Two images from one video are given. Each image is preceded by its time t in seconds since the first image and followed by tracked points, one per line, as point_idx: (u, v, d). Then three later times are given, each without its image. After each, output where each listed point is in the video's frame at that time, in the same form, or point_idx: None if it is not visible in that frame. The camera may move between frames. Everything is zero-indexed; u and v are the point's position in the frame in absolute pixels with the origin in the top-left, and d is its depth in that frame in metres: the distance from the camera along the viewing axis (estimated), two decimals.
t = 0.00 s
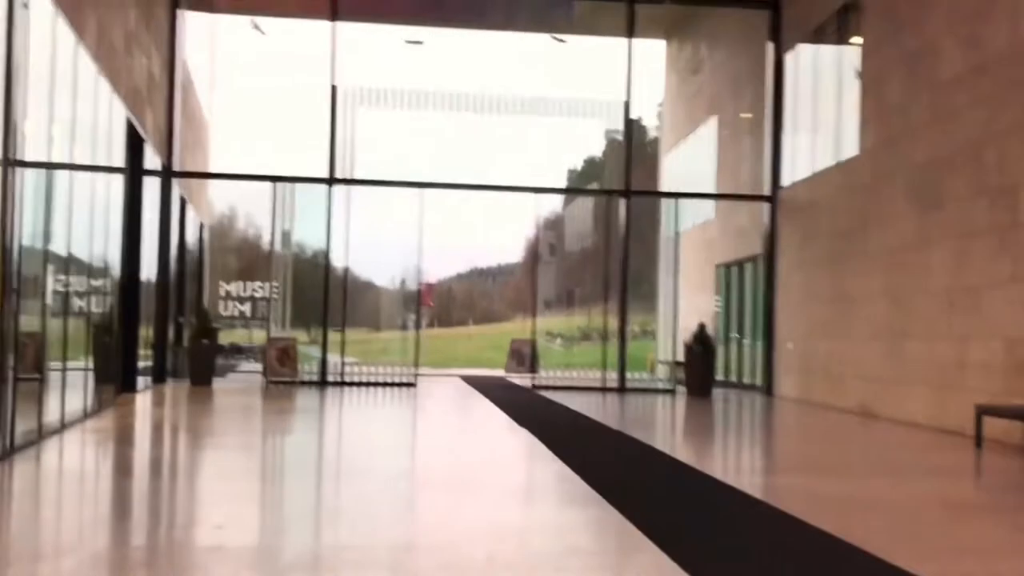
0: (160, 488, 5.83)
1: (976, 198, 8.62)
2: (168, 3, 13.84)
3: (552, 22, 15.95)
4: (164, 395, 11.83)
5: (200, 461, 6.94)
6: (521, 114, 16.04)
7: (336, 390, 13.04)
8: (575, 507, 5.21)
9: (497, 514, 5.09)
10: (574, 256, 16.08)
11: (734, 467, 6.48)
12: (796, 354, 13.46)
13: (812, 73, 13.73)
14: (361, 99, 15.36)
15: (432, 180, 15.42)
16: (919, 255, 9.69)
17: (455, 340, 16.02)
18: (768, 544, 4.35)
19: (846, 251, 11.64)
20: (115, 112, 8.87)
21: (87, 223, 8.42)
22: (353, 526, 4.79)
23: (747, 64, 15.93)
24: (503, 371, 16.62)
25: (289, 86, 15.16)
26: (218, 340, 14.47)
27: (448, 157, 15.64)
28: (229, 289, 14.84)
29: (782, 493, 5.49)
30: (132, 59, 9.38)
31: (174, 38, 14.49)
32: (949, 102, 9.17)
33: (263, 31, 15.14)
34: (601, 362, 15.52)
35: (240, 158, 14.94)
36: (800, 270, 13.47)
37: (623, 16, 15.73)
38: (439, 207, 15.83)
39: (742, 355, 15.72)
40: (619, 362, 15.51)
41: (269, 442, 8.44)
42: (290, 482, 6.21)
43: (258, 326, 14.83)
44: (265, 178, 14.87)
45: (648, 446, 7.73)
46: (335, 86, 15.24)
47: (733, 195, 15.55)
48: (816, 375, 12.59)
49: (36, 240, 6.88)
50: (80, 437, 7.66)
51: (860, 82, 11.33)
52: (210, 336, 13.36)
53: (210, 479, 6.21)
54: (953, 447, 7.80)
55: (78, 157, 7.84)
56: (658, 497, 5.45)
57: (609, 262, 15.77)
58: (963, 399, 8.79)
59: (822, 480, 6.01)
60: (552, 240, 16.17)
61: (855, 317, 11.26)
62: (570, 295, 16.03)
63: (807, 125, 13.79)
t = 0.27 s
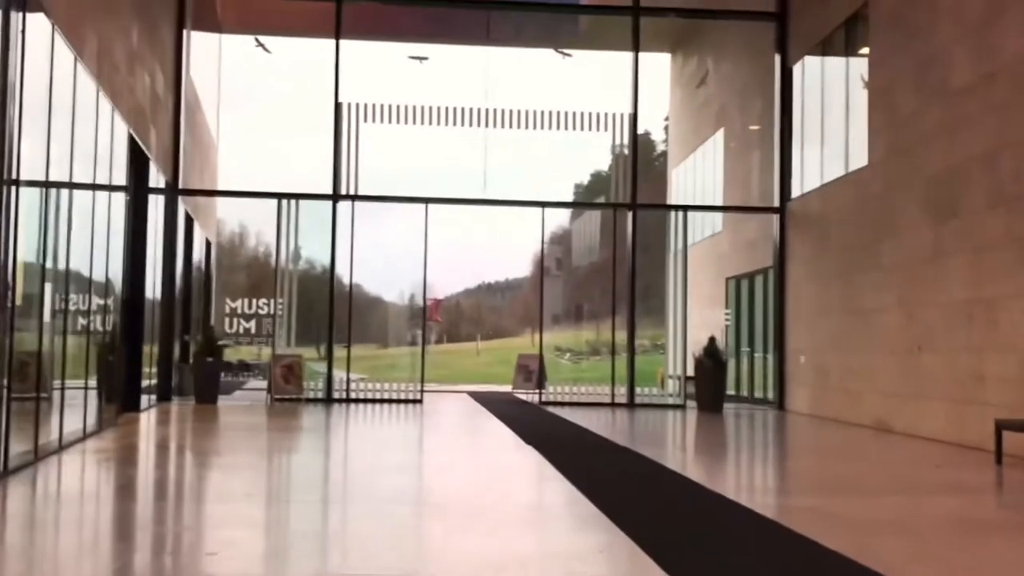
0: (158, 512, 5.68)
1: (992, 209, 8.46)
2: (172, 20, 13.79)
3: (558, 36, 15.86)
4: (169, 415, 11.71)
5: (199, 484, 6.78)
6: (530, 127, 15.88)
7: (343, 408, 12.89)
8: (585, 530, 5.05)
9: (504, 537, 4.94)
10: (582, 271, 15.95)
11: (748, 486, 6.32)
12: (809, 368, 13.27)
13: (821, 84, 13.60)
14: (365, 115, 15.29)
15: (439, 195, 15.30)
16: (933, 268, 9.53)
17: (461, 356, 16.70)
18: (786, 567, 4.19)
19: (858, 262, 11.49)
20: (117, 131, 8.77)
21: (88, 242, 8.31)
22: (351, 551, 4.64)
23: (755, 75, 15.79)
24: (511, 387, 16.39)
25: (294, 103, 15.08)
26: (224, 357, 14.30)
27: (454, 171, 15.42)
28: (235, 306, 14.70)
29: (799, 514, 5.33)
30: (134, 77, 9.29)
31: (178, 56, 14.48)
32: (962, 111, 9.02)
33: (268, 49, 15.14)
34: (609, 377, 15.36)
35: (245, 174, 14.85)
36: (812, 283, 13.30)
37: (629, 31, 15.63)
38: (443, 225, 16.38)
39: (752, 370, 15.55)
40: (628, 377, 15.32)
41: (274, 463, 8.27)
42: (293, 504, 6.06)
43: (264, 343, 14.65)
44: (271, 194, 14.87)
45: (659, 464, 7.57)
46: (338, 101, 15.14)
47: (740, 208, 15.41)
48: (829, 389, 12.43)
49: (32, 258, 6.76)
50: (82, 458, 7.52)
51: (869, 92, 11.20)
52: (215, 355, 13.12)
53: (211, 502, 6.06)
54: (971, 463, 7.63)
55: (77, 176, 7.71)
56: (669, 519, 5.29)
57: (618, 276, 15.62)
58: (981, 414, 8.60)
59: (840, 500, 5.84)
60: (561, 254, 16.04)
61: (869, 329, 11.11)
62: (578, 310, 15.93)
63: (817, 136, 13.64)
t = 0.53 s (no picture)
0: (151, 528, 5.54)
1: (1005, 211, 8.30)
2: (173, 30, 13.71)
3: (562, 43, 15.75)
4: (171, 428, 11.59)
5: (195, 498, 6.65)
6: (535, 135, 15.66)
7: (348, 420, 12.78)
8: (590, 545, 4.90)
9: (505, 553, 4.78)
10: (589, 281, 15.82)
11: (758, 496, 6.15)
12: (819, 375, 13.11)
13: (828, 89, 13.47)
14: (368, 124, 15.15)
15: (443, 204, 15.16)
16: (945, 272, 9.36)
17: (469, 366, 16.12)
18: None
19: (868, 268, 11.34)
20: (115, 141, 8.66)
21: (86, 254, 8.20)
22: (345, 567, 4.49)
23: (761, 81, 15.66)
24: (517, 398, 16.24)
25: (296, 113, 14.99)
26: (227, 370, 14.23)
27: (458, 179, 15.26)
28: (237, 319, 14.60)
29: (811, 525, 5.16)
30: (132, 86, 9.19)
31: (179, 67, 14.40)
32: (973, 112, 8.86)
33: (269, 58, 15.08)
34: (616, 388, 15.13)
35: (248, 185, 14.76)
36: (821, 290, 13.14)
37: (633, 38, 15.52)
38: (446, 235, 16.05)
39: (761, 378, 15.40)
40: (635, 387, 15.19)
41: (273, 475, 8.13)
42: (289, 519, 5.92)
43: (265, 357, 14.56)
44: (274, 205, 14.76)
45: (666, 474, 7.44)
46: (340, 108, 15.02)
47: (747, 215, 15.30)
48: (839, 397, 12.26)
49: (26, 270, 6.65)
50: (77, 472, 7.39)
51: (878, 95, 11.04)
52: (217, 367, 13.07)
53: (207, 517, 5.92)
54: (987, 472, 7.44)
55: (73, 188, 7.59)
56: (676, 532, 5.13)
57: (624, 285, 15.51)
58: (995, 420, 8.43)
59: (853, 510, 5.67)
60: (568, 264, 15.97)
61: (879, 336, 10.94)
62: (585, 319, 15.77)
63: (824, 141, 13.48)
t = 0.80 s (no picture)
0: (145, 537, 5.43)
1: (1015, 208, 8.14)
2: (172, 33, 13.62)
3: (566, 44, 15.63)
4: (172, 434, 11.48)
5: (192, 505, 6.55)
6: (537, 135, 15.51)
7: (350, 425, 12.65)
8: (591, 552, 4.77)
9: (504, 561, 4.65)
10: (595, 284, 16.25)
11: (766, 501, 6.01)
12: (826, 377, 12.95)
13: (834, 88, 13.32)
14: (368, 125, 15.05)
15: (445, 206, 15.01)
16: (954, 271, 9.21)
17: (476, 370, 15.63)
18: None
19: (875, 267, 11.19)
20: (110, 144, 8.54)
21: (82, 259, 8.09)
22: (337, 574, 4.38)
23: (766, 80, 15.49)
24: (522, 402, 16.01)
25: (297, 115, 14.90)
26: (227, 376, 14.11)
27: (459, 180, 15.14)
28: (238, 323, 14.55)
29: (821, 532, 5.02)
30: (128, 89, 9.09)
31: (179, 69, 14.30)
32: (982, 108, 8.71)
33: (269, 61, 14.99)
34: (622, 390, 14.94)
35: (249, 189, 14.66)
36: (828, 291, 12.99)
37: (636, 38, 15.37)
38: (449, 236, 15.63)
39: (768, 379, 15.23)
40: (641, 390, 14.92)
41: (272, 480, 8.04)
42: (286, 526, 5.81)
43: (263, 360, 14.49)
44: (274, 208, 14.66)
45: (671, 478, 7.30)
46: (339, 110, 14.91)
47: (753, 214, 15.12)
48: (847, 398, 12.10)
49: (20, 277, 6.55)
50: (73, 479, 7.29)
51: (885, 92, 10.88)
52: (217, 373, 13.02)
53: (202, 526, 5.81)
54: (999, 474, 7.28)
55: (67, 193, 7.46)
56: (680, 538, 5.00)
57: (629, 286, 15.29)
58: (1008, 421, 8.26)
59: (863, 516, 5.52)
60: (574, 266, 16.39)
61: (887, 335, 10.79)
62: (591, 321, 16.31)
63: (831, 140, 13.33)
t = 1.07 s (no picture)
0: (134, 540, 5.31)
1: None
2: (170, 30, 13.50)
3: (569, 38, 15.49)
4: (172, 433, 11.38)
5: (187, 506, 6.43)
6: (539, 130, 15.35)
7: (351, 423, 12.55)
8: (590, 553, 4.64)
9: (501, 563, 4.52)
10: (600, 280, 15.58)
11: (770, 500, 5.87)
12: (833, 372, 12.80)
13: (840, 80, 13.16)
14: (368, 122, 14.94)
15: (445, 203, 14.88)
16: (962, 263, 9.06)
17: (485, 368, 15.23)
18: None
19: (881, 261, 11.03)
20: (103, 142, 8.41)
21: (77, 257, 7.98)
22: None
23: (771, 73, 15.32)
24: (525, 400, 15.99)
25: (297, 112, 14.78)
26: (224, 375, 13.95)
27: (460, 176, 15.00)
28: (238, 322, 14.38)
29: (826, 532, 4.88)
30: (122, 85, 8.97)
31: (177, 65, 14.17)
32: (991, 98, 8.54)
33: (268, 57, 14.87)
34: (626, 387, 14.82)
35: (249, 187, 14.55)
36: (834, 285, 12.84)
37: (638, 31, 15.26)
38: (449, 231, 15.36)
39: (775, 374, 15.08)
40: (645, 387, 14.84)
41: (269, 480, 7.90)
42: (280, 527, 5.68)
43: (265, 359, 14.34)
44: (273, 206, 14.54)
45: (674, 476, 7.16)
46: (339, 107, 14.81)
47: (759, 208, 15.00)
48: (855, 393, 11.96)
49: (12, 275, 6.44)
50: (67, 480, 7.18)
51: (891, 83, 10.72)
52: (217, 372, 12.95)
53: (194, 528, 5.69)
54: (1010, 471, 7.13)
55: (58, 191, 7.34)
56: (682, 538, 4.86)
57: (632, 284, 15.07)
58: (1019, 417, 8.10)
59: (870, 514, 5.38)
60: (579, 262, 15.73)
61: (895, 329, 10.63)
62: (596, 319, 15.45)
63: (836, 133, 13.16)
